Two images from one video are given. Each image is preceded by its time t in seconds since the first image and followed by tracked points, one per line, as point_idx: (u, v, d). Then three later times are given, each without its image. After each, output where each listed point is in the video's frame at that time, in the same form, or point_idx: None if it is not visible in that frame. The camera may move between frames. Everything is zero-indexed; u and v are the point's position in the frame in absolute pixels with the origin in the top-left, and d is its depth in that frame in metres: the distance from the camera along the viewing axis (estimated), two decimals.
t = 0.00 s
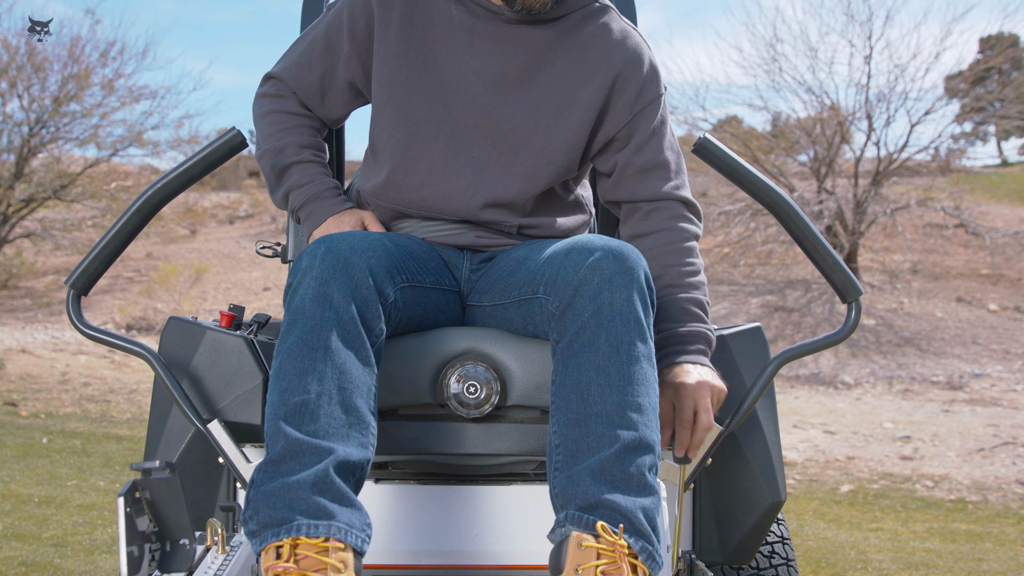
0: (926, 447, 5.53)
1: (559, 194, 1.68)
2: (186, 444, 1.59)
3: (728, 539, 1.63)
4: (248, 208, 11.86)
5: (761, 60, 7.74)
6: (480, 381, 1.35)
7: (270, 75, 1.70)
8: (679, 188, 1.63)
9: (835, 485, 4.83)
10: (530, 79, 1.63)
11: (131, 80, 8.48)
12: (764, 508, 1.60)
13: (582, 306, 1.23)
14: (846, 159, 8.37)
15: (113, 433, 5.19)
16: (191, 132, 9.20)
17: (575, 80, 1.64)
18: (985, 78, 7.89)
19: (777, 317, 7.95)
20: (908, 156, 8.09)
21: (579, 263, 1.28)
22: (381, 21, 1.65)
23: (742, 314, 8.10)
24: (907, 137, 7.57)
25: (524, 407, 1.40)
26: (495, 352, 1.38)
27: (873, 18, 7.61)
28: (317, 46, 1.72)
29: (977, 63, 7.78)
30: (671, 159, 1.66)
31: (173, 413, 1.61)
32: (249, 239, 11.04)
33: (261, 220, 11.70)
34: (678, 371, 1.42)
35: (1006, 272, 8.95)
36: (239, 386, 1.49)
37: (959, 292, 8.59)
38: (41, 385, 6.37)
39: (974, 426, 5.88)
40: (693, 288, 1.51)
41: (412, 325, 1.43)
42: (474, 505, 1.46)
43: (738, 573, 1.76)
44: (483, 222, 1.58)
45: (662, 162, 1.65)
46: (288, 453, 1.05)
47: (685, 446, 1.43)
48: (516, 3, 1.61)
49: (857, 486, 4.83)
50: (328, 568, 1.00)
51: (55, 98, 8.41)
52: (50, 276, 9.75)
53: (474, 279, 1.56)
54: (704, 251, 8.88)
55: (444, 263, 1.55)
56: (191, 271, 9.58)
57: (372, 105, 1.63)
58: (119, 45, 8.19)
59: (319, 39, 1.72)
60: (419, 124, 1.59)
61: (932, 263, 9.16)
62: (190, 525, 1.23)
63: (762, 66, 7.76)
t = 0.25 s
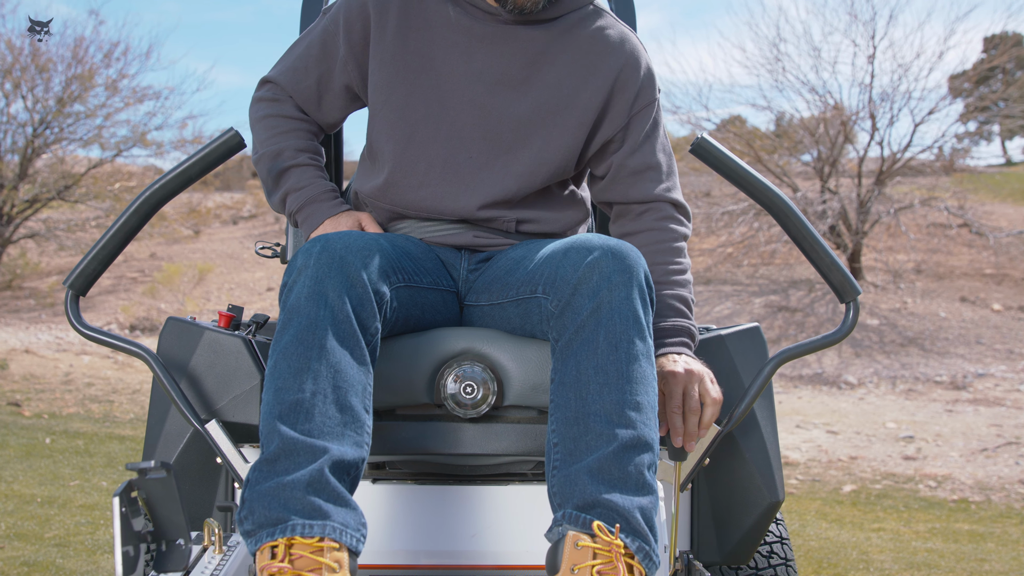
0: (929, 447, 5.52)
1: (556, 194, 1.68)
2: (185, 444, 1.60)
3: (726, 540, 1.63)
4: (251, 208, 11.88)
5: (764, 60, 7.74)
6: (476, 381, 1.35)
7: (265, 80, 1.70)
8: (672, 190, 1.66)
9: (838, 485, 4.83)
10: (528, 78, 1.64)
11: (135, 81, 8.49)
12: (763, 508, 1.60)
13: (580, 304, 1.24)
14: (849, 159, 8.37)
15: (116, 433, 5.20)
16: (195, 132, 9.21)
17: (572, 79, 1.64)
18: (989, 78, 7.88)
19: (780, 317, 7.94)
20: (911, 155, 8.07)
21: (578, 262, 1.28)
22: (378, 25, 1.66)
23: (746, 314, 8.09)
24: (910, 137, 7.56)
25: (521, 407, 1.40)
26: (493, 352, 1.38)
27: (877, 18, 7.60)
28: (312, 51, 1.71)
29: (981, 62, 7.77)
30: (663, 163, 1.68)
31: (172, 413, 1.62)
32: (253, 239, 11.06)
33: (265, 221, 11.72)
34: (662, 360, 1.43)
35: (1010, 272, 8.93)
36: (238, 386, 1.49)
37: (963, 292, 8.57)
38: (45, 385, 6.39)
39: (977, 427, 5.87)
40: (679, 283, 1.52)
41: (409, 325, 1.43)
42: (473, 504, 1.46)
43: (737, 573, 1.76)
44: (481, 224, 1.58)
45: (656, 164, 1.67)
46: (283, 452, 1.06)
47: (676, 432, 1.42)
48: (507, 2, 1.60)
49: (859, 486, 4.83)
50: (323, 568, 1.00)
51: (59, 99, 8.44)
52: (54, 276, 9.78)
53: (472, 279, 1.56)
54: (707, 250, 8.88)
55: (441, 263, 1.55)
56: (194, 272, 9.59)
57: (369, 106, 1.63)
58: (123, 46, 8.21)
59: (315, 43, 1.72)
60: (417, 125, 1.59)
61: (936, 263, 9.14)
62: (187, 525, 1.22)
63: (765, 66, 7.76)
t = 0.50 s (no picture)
0: (933, 447, 5.51)
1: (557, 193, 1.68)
2: (186, 445, 1.60)
3: (727, 540, 1.62)
4: (256, 209, 11.89)
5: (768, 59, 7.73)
6: (476, 381, 1.35)
7: (268, 80, 1.72)
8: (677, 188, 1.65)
9: (842, 485, 4.82)
10: (529, 76, 1.63)
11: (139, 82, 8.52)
12: (764, 508, 1.60)
13: (580, 303, 1.24)
14: (854, 158, 8.36)
15: (120, 434, 5.21)
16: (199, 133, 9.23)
17: (574, 76, 1.64)
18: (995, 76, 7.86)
19: (784, 317, 7.93)
20: (916, 154, 8.05)
21: (577, 261, 1.28)
22: (379, 24, 1.66)
23: (750, 313, 8.08)
24: (915, 135, 7.55)
25: (521, 407, 1.40)
26: (493, 353, 1.38)
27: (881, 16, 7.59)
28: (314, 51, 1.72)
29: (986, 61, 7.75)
30: (667, 159, 1.67)
31: (173, 413, 1.62)
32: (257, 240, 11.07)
33: (269, 221, 11.73)
34: (662, 362, 1.43)
35: (1015, 270, 8.90)
36: (238, 386, 1.50)
37: (968, 291, 8.54)
38: (50, 386, 6.41)
39: (981, 426, 5.86)
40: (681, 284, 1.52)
41: (409, 325, 1.43)
42: (474, 504, 1.47)
43: (739, 573, 1.75)
44: (481, 222, 1.58)
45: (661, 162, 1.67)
46: (281, 453, 1.06)
47: (675, 432, 1.41)
48: None
49: (864, 486, 4.81)
50: (321, 568, 1.01)
51: (63, 100, 8.46)
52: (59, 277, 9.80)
53: (473, 280, 1.56)
54: (711, 250, 8.88)
55: (442, 264, 1.55)
56: (198, 272, 9.60)
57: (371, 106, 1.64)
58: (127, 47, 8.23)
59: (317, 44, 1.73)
60: (418, 125, 1.59)
61: (941, 262, 9.13)
62: (185, 525, 1.22)
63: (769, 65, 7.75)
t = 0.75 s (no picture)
0: (939, 447, 5.49)
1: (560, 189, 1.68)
2: (189, 444, 1.60)
3: (730, 540, 1.62)
4: (261, 210, 11.91)
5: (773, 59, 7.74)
6: (479, 382, 1.35)
7: (260, 55, 1.69)
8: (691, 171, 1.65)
9: (847, 485, 4.81)
10: (531, 72, 1.64)
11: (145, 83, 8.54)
12: (767, 507, 1.60)
13: (583, 305, 1.24)
14: (860, 157, 8.34)
15: (126, 435, 5.22)
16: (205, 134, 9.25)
17: (576, 70, 1.64)
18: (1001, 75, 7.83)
19: (790, 317, 7.92)
20: (922, 154, 8.03)
21: (582, 262, 1.28)
22: (379, 22, 1.66)
23: (756, 313, 8.06)
24: (921, 135, 7.54)
25: (524, 408, 1.40)
26: (496, 353, 1.38)
27: (887, 16, 7.58)
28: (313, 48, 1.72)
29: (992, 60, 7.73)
30: (680, 144, 1.67)
31: (176, 413, 1.62)
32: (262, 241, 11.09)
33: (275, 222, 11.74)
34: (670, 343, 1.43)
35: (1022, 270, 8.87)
36: (241, 387, 1.51)
37: (974, 291, 8.51)
38: (56, 386, 6.44)
39: (987, 426, 5.84)
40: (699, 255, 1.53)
41: (412, 325, 1.44)
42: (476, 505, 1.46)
43: (742, 573, 1.75)
44: (485, 218, 1.58)
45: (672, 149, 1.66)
46: (283, 453, 1.07)
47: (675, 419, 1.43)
48: None
49: (870, 486, 4.81)
50: (323, 568, 1.01)
51: (70, 102, 8.49)
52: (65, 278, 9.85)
53: (475, 281, 1.56)
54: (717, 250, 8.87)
55: (444, 264, 1.55)
56: (205, 273, 9.63)
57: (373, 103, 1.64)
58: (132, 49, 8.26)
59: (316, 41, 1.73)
60: (421, 121, 1.60)
61: (947, 262, 9.11)
62: (187, 524, 1.22)
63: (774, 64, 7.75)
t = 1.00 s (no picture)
0: (939, 447, 5.49)
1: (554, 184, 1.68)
2: (184, 445, 1.60)
3: (726, 540, 1.62)
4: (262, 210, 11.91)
5: (774, 59, 7.74)
6: (474, 381, 1.35)
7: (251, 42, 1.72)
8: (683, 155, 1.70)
9: (847, 485, 4.81)
10: (522, 66, 1.66)
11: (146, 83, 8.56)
12: (762, 507, 1.60)
13: (579, 305, 1.24)
14: (861, 157, 8.34)
15: (126, 435, 5.23)
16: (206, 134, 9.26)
17: (567, 64, 1.67)
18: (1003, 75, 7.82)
19: (790, 317, 7.91)
20: (922, 154, 8.03)
21: (579, 260, 1.28)
22: (369, 21, 1.68)
23: (756, 313, 8.06)
24: (921, 135, 7.54)
25: (519, 407, 1.40)
26: (490, 353, 1.38)
27: (888, 16, 7.58)
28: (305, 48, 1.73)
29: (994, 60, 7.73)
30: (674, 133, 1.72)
31: (171, 414, 1.62)
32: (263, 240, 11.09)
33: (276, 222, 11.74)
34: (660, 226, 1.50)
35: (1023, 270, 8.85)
36: (237, 387, 1.51)
37: (975, 291, 8.51)
38: (57, 386, 6.44)
39: (987, 426, 5.84)
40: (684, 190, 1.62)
41: (407, 325, 1.44)
42: (470, 504, 1.47)
43: (738, 573, 1.75)
44: (481, 211, 1.59)
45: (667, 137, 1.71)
46: (277, 453, 1.07)
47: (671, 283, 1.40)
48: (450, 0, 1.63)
49: (869, 486, 4.81)
50: (317, 568, 1.02)
51: (71, 101, 8.50)
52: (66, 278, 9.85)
53: (470, 280, 1.55)
54: (718, 251, 8.88)
55: (439, 265, 1.55)
56: (205, 273, 9.63)
57: (366, 99, 1.65)
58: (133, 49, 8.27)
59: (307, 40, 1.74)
60: (415, 117, 1.61)
61: (948, 262, 9.11)
62: (181, 525, 1.21)
63: (775, 64, 7.76)
